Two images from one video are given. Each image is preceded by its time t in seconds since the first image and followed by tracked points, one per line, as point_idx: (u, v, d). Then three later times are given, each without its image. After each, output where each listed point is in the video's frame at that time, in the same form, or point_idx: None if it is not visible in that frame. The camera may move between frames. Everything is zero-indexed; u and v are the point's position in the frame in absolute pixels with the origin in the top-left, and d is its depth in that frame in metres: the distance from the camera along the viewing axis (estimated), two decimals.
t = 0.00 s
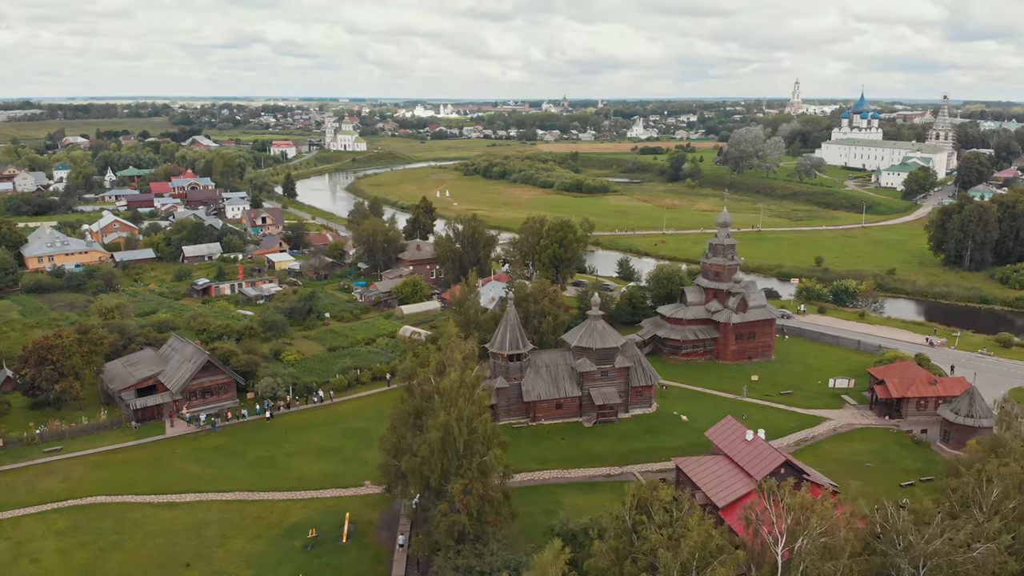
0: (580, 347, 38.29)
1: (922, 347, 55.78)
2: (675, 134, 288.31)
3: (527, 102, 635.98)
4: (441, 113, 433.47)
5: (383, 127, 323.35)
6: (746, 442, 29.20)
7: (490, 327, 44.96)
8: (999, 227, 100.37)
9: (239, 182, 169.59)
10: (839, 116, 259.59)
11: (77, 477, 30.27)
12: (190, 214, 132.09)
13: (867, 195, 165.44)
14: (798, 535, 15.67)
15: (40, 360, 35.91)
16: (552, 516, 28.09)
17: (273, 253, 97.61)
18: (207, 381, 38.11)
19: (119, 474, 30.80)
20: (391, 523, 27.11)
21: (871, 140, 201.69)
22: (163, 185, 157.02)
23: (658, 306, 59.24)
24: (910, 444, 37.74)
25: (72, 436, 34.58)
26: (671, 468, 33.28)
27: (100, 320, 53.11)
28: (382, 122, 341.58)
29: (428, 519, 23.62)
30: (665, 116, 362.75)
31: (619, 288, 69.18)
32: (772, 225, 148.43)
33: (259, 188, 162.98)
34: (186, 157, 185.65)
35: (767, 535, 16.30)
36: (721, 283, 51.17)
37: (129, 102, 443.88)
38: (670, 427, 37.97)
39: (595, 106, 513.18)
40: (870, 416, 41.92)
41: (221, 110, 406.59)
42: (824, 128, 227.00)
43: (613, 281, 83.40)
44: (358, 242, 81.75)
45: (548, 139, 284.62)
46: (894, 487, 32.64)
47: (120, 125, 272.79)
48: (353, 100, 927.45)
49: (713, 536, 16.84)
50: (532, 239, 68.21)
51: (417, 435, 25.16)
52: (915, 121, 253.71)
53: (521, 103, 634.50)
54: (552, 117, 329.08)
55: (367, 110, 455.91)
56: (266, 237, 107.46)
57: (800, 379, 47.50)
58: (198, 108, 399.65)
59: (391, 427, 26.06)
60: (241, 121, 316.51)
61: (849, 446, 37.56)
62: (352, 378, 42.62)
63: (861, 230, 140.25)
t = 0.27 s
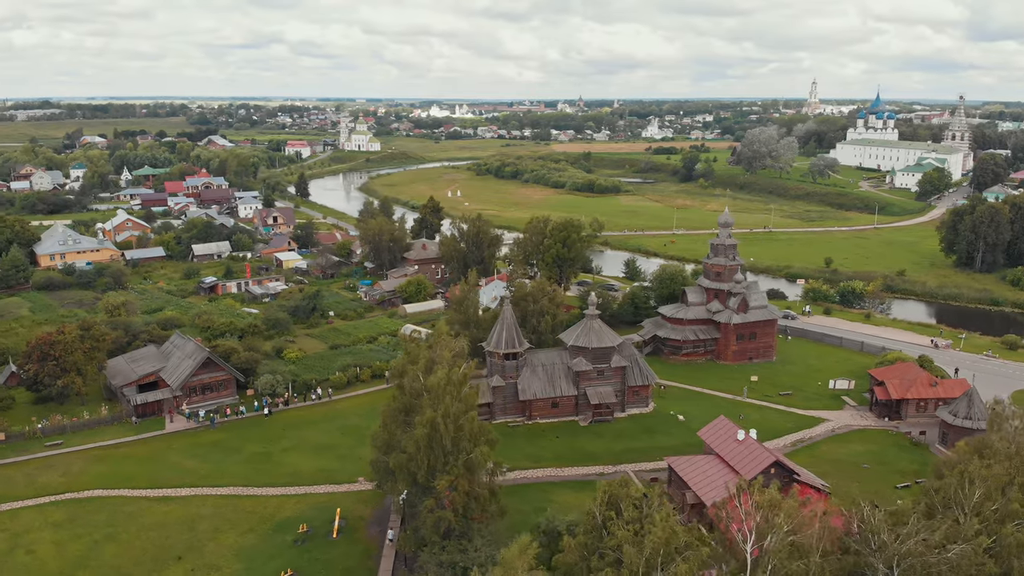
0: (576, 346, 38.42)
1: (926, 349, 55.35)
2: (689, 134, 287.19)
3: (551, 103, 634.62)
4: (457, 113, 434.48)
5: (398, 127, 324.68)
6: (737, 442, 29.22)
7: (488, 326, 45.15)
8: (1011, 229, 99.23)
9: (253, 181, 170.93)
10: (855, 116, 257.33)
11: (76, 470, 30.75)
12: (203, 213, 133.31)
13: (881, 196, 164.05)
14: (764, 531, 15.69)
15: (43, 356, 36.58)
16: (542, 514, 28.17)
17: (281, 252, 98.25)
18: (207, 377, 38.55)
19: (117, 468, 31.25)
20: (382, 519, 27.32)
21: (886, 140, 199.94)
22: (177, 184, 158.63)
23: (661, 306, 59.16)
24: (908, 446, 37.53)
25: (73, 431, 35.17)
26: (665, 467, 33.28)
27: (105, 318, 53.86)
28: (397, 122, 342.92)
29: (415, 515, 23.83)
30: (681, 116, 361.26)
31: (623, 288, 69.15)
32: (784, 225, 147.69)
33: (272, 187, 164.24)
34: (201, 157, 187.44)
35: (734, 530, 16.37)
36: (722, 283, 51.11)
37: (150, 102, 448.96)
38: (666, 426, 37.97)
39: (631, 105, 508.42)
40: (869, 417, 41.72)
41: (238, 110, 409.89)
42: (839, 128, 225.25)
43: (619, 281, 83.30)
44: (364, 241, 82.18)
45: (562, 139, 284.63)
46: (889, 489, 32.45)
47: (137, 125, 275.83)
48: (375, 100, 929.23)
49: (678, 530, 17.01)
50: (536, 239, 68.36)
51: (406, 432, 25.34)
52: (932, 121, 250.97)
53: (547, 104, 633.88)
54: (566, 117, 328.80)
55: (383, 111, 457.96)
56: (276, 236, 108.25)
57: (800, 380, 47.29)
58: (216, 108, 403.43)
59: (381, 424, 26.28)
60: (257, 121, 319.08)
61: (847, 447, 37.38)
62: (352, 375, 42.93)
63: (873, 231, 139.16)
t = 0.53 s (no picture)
0: (573, 345, 38.48)
1: (929, 350, 55.00)
2: (702, 134, 286.23)
3: (564, 103, 634.23)
4: (470, 113, 435.10)
5: (410, 126, 325.68)
6: (729, 442, 29.24)
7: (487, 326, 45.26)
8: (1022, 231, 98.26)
9: (264, 181, 171.99)
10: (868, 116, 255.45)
11: (74, 465, 31.12)
12: (213, 212, 134.38)
13: (892, 196, 162.94)
14: (734, 529, 15.77)
15: (44, 352, 37.06)
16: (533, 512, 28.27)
17: (288, 251, 98.80)
18: (207, 374, 38.89)
19: (115, 463, 31.59)
20: (373, 516, 27.48)
21: (898, 140, 198.55)
22: (189, 184, 159.90)
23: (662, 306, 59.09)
24: (905, 448, 37.34)
25: (74, 426, 35.59)
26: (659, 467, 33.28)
27: (110, 315, 54.46)
28: (409, 122, 343.93)
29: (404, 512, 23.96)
30: (694, 116, 359.97)
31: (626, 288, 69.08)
32: (793, 226, 147.04)
33: (283, 187, 165.25)
34: (213, 156, 188.80)
35: (707, 529, 16.48)
36: (722, 283, 51.04)
37: (167, 102, 452.64)
38: (663, 426, 37.94)
39: (645, 105, 507.27)
40: (868, 418, 41.55)
41: (252, 110, 412.37)
42: (852, 128, 223.78)
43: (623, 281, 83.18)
44: (369, 240, 82.54)
45: (573, 139, 284.57)
46: (884, 490, 32.29)
47: (151, 124, 278.34)
48: (388, 100, 932.39)
49: (647, 526, 17.26)
50: (539, 239, 68.49)
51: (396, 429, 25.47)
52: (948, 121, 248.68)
53: (560, 104, 633.48)
54: (578, 117, 328.55)
55: (397, 111, 459.63)
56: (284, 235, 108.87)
57: (800, 381, 47.11)
58: (231, 108, 406.50)
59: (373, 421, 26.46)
60: (271, 121, 321.19)
61: (844, 448, 37.23)
62: (350, 374, 43.17)
63: (882, 232, 138.27)
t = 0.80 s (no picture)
0: (568, 344, 38.58)
1: (932, 352, 54.63)
2: (715, 134, 285.05)
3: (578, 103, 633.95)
4: (484, 113, 435.70)
5: (423, 127, 326.71)
6: (720, 441, 29.26)
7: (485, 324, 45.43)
8: None
9: (277, 180, 173.19)
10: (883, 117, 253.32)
11: (72, 460, 31.60)
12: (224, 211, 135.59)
13: (905, 197, 161.64)
14: (699, 528, 15.74)
15: (46, 348, 37.72)
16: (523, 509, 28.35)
17: (296, 250, 99.44)
18: (206, 371, 39.27)
19: (112, 458, 32.05)
20: (363, 512, 27.70)
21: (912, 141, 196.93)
22: (202, 183, 161.26)
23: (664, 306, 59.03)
24: (902, 450, 37.14)
25: (75, 421, 36.14)
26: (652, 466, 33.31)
27: (116, 312, 55.17)
28: (423, 122, 344.89)
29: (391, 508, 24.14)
30: (708, 117, 358.35)
31: (629, 288, 69.04)
32: (804, 226, 146.29)
33: (295, 187, 166.33)
34: (227, 156, 190.25)
35: (676, 526, 16.48)
36: (722, 283, 50.95)
37: (186, 103, 456.75)
38: (657, 425, 37.99)
39: (660, 105, 505.81)
40: (866, 420, 41.37)
41: (268, 110, 415.32)
42: (867, 129, 222.12)
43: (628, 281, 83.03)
44: (373, 239, 82.96)
45: (586, 140, 284.39)
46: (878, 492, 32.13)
47: (167, 124, 280.83)
48: (402, 100, 936.07)
49: (612, 522, 17.13)
50: (542, 239, 68.63)
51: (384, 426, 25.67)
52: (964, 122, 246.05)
53: (575, 104, 632.94)
54: (592, 118, 328.19)
55: (411, 111, 461.01)
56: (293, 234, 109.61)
57: (799, 381, 46.93)
58: (247, 108, 409.40)
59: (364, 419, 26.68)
60: (286, 121, 323.42)
61: (840, 449, 37.07)
62: (349, 371, 43.51)
63: (893, 233, 137.21)
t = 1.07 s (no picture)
0: (564, 343, 38.67)
1: (935, 353, 54.19)
2: (729, 134, 283.68)
3: (592, 103, 632.83)
4: (498, 112, 436.02)
5: (437, 127, 327.52)
6: (710, 440, 29.26)
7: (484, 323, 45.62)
8: None
9: (289, 180, 174.19)
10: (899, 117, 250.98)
11: (71, 454, 32.06)
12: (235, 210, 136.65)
13: (918, 198, 160.34)
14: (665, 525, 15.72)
15: (48, 344, 38.27)
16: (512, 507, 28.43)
17: (303, 249, 99.99)
18: (205, 368, 39.66)
19: (109, 452, 32.45)
20: (354, 507, 27.91)
21: (926, 141, 195.29)
22: (214, 182, 162.41)
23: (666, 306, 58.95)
24: (898, 451, 36.91)
25: (75, 417, 36.66)
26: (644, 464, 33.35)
27: (121, 309, 55.78)
28: (436, 122, 345.81)
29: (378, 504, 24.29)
30: (723, 117, 356.55)
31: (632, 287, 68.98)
32: (815, 227, 145.46)
33: (306, 186, 167.36)
34: (239, 155, 191.60)
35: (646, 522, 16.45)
36: (722, 284, 50.85)
37: (204, 103, 460.16)
38: (652, 425, 37.99)
39: (675, 105, 504.01)
40: (864, 421, 41.17)
41: (283, 109, 417.91)
42: (881, 129, 220.26)
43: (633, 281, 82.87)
44: (378, 238, 83.29)
45: (600, 140, 284.08)
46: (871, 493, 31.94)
47: (183, 124, 283.37)
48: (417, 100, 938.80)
49: (579, 517, 17.03)
50: (545, 239, 68.74)
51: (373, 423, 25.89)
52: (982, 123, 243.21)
53: (589, 104, 631.87)
54: (605, 118, 327.65)
55: (426, 111, 462.34)
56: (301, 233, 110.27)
57: (798, 382, 46.74)
58: (263, 108, 412.44)
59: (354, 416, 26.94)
60: (301, 121, 325.31)
61: (835, 450, 36.90)
62: (348, 369, 43.81)
63: (905, 234, 136.09)
